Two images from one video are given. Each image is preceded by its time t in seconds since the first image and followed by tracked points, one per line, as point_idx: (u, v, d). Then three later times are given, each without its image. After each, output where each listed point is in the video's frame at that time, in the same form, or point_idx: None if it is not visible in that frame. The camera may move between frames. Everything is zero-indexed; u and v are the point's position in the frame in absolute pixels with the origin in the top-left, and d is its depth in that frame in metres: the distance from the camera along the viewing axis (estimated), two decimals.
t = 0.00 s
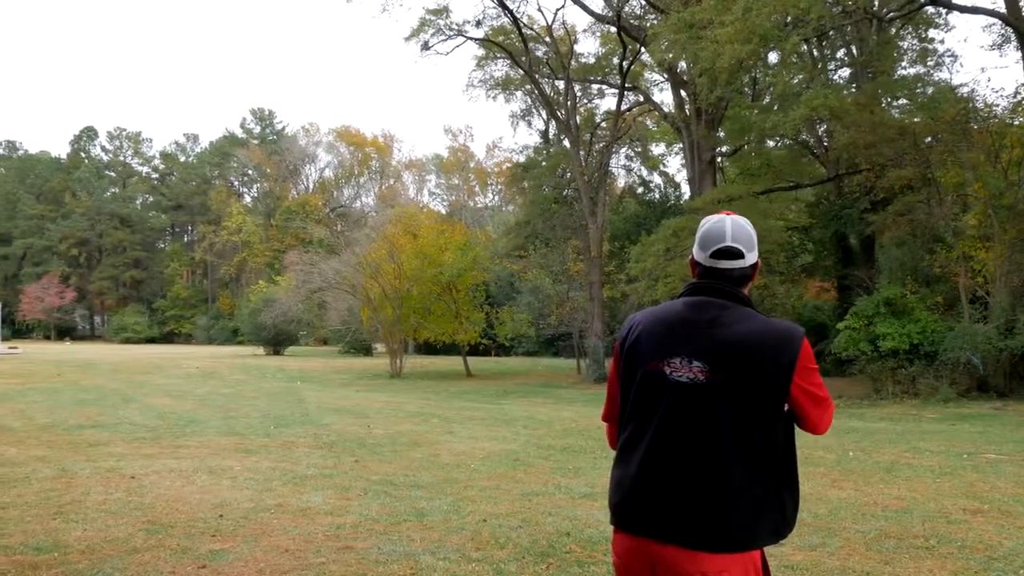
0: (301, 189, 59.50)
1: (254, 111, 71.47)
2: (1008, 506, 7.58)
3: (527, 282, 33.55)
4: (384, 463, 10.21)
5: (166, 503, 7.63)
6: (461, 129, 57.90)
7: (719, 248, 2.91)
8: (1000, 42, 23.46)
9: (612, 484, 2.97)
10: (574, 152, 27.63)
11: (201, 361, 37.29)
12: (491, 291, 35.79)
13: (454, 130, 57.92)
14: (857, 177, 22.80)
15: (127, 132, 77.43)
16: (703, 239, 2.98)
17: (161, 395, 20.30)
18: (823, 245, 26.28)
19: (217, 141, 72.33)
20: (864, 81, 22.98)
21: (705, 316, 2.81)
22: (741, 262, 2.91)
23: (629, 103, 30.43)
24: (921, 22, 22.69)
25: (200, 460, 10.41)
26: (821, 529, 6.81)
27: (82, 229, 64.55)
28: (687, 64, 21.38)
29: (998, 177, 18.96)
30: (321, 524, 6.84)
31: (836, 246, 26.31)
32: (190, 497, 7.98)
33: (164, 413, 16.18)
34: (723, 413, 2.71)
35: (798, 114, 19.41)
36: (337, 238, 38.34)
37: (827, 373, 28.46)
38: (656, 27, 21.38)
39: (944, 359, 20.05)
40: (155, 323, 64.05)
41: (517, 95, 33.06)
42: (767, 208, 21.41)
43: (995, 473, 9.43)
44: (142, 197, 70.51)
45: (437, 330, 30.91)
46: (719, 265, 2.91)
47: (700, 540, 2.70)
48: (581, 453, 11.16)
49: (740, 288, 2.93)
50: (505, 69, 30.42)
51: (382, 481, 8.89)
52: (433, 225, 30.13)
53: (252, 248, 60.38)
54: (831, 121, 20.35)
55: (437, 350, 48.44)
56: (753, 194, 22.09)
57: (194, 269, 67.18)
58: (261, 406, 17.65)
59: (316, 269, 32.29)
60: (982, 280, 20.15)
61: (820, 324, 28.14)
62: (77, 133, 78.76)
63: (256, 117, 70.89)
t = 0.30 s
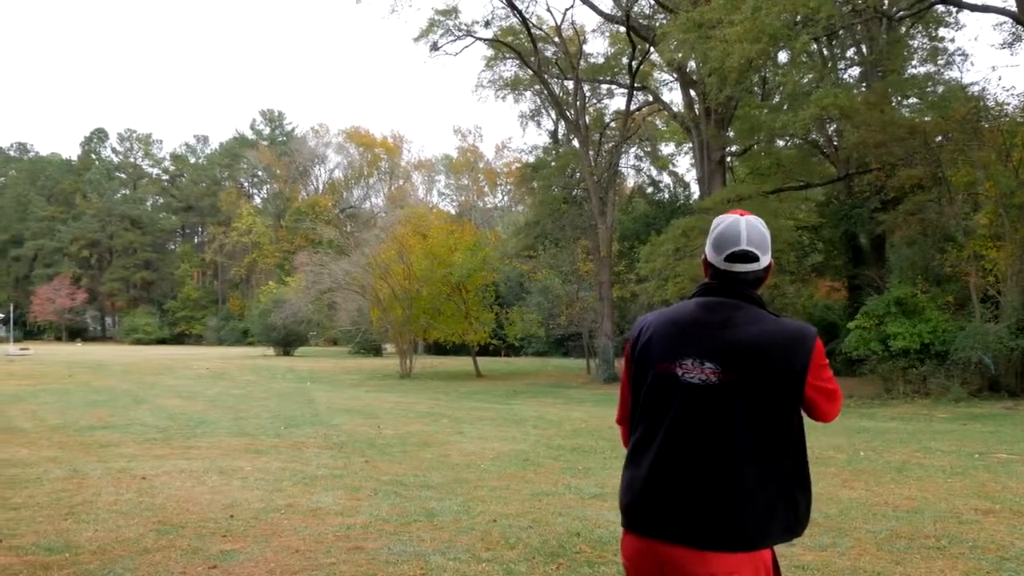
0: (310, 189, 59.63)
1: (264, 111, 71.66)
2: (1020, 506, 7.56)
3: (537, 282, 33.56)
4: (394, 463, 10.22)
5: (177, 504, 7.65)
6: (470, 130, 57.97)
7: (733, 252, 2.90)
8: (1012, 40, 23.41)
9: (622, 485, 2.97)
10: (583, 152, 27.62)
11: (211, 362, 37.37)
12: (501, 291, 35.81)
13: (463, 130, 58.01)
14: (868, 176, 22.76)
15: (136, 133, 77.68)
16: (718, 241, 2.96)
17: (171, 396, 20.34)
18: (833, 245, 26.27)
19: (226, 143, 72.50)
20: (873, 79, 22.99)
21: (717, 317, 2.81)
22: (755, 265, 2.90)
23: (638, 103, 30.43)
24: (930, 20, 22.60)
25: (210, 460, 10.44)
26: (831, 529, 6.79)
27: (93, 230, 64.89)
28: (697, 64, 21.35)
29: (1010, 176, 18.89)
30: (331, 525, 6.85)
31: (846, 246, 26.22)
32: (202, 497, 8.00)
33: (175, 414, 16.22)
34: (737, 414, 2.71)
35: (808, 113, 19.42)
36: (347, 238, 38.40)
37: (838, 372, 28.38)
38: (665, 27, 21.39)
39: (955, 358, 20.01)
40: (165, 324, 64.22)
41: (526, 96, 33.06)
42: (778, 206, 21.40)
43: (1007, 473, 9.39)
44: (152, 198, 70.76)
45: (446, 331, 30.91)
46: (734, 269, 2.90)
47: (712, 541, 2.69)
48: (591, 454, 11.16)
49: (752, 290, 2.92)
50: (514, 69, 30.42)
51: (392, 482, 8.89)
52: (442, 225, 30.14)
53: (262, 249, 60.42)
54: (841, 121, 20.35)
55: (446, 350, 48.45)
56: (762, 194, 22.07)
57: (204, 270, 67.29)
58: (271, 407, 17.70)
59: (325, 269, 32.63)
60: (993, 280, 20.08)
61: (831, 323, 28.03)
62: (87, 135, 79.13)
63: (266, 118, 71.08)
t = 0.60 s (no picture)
0: (319, 189, 59.78)
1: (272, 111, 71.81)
2: None
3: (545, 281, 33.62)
4: (401, 462, 10.23)
5: (186, 503, 7.67)
6: (478, 129, 58.06)
7: (721, 256, 2.90)
8: None
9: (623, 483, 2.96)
10: (591, 152, 27.63)
11: (220, 361, 37.47)
12: (509, 290, 35.87)
13: (471, 130, 58.06)
14: (877, 175, 22.77)
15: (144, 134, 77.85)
16: (707, 245, 2.96)
17: (179, 395, 20.40)
18: (842, 244, 26.32)
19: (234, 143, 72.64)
20: (882, 78, 22.99)
21: (711, 316, 2.81)
22: (744, 267, 2.89)
23: (646, 102, 30.43)
24: (940, 19, 22.54)
25: (218, 459, 10.46)
26: (839, 528, 6.79)
27: (101, 230, 65.12)
28: (706, 64, 21.33)
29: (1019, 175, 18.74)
30: (339, 524, 6.86)
31: (855, 245, 26.28)
32: (210, 496, 8.02)
33: (183, 413, 16.26)
34: (737, 411, 2.71)
35: (816, 111, 19.37)
36: (355, 237, 38.45)
37: (847, 371, 28.34)
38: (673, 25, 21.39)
39: (964, 357, 19.96)
40: (174, 323, 64.42)
41: (535, 95, 33.08)
42: (787, 205, 21.41)
43: (1016, 472, 9.37)
44: (161, 198, 70.95)
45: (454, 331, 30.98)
46: (725, 272, 2.90)
47: (713, 539, 2.69)
48: (599, 453, 11.15)
49: (744, 290, 2.92)
50: (522, 69, 30.41)
51: (400, 481, 8.90)
52: (450, 224, 30.13)
53: (270, 249, 60.47)
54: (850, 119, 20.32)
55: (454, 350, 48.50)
56: (770, 193, 22.08)
57: (213, 269, 67.46)
58: (280, 406, 17.72)
59: (334, 269, 32.43)
60: (1002, 278, 20.06)
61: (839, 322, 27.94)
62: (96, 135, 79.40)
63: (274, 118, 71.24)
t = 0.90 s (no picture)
0: (326, 189, 59.83)
1: (280, 111, 71.92)
2: None
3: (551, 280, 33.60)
4: (408, 461, 10.23)
5: (193, 502, 7.69)
6: (485, 128, 58.02)
7: (714, 255, 2.89)
8: None
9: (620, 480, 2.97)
10: (598, 151, 27.56)
11: (226, 360, 37.57)
12: (516, 289, 35.87)
13: (478, 129, 58.01)
14: (885, 173, 22.67)
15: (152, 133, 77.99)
16: (701, 244, 2.96)
17: (187, 394, 20.44)
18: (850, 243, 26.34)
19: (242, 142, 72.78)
20: (890, 76, 22.92)
21: (704, 313, 2.82)
22: (737, 266, 2.89)
23: (653, 101, 30.34)
24: (948, 17, 22.42)
25: (226, 458, 10.47)
26: (846, 528, 6.78)
27: (109, 230, 65.30)
28: (713, 62, 21.31)
29: None
30: (346, 523, 6.87)
31: (863, 243, 26.29)
32: (217, 495, 8.04)
33: (191, 412, 16.29)
34: (731, 404, 2.72)
35: (824, 110, 19.28)
36: (362, 236, 38.43)
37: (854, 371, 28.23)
38: (679, 24, 21.34)
39: (971, 356, 19.89)
40: (182, 323, 64.59)
41: (541, 94, 33.05)
42: (794, 205, 21.35)
43: None
44: (169, 198, 71.11)
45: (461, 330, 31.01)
46: (717, 271, 2.89)
47: (708, 533, 2.68)
48: (606, 452, 11.14)
49: (737, 290, 2.91)
50: (529, 67, 30.37)
51: (407, 480, 8.91)
52: (457, 224, 30.13)
53: (278, 249, 60.49)
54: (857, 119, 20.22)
55: (461, 348, 48.53)
56: (776, 191, 21.99)
57: (220, 269, 67.58)
58: (287, 405, 17.75)
59: (341, 268, 32.27)
60: (1011, 277, 19.98)
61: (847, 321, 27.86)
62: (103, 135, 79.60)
63: (281, 118, 71.34)
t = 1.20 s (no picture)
0: (336, 189, 59.98)
1: (291, 112, 72.15)
2: None
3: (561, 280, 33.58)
4: (419, 461, 10.24)
5: (205, 501, 7.71)
6: (495, 128, 58.07)
7: (714, 255, 2.89)
8: None
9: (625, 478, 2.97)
10: (608, 151, 27.51)
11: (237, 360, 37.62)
12: (526, 289, 35.87)
13: (488, 129, 58.08)
14: (896, 172, 22.58)
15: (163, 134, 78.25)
16: (701, 246, 2.96)
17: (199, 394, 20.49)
18: (861, 242, 26.38)
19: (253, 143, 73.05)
20: (901, 74, 22.83)
21: (704, 312, 2.82)
22: (737, 266, 2.89)
23: (664, 100, 30.30)
24: (958, 15, 22.35)
25: (237, 458, 10.49)
26: (858, 528, 6.75)
27: (121, 230, 65.50)
28: (723, 60, 21.29)
29: None
30: (357, 522, 6.88)
31: (874, 244, 26.40)
32: (228, 495, 8.05)
33: (202, 411, 16.33)
34: (731, 404, 2.71)
35: (834, 110, 19.18)
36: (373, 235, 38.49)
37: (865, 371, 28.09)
38: (689, 24, 21.26)
39: (984, 356, 19.79)
40: (194, 323, 64.82)
41: (551, 93, 33.08)
42: (805, 204, 21.22)
43: None
44: (181, 198, 71.40)
45: (472, 330, 30.97)
46: (718, 271, 2.89)
47: (709, 531, 2.68)
48: (616, 452, 11.12)
49: (739, 290, 2.91)
50: (539, 67, 30.35)
51: (417, 480, 8.92)
52: (467, 224, 30.15)
53: (289, 249, 60.53)
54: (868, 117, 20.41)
55: (471, 348, 48.59)
56: (787, 191, 21.92)
57: (231, 269, 67.76)
58: (298, 405, 17.78)
59: (351, 268, 32.44)
60: None
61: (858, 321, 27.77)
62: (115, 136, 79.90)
63: (292, 118, 71.54)
